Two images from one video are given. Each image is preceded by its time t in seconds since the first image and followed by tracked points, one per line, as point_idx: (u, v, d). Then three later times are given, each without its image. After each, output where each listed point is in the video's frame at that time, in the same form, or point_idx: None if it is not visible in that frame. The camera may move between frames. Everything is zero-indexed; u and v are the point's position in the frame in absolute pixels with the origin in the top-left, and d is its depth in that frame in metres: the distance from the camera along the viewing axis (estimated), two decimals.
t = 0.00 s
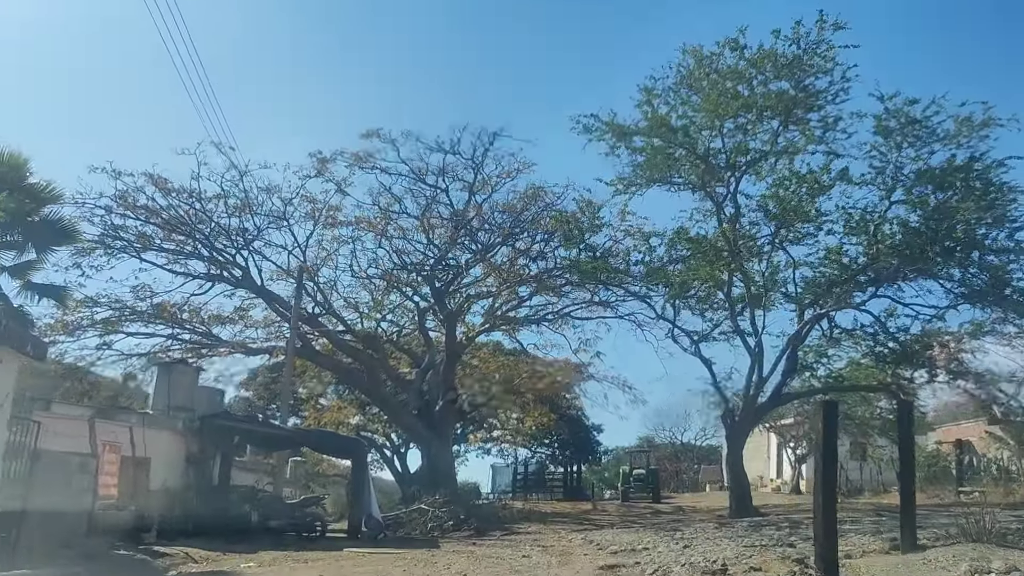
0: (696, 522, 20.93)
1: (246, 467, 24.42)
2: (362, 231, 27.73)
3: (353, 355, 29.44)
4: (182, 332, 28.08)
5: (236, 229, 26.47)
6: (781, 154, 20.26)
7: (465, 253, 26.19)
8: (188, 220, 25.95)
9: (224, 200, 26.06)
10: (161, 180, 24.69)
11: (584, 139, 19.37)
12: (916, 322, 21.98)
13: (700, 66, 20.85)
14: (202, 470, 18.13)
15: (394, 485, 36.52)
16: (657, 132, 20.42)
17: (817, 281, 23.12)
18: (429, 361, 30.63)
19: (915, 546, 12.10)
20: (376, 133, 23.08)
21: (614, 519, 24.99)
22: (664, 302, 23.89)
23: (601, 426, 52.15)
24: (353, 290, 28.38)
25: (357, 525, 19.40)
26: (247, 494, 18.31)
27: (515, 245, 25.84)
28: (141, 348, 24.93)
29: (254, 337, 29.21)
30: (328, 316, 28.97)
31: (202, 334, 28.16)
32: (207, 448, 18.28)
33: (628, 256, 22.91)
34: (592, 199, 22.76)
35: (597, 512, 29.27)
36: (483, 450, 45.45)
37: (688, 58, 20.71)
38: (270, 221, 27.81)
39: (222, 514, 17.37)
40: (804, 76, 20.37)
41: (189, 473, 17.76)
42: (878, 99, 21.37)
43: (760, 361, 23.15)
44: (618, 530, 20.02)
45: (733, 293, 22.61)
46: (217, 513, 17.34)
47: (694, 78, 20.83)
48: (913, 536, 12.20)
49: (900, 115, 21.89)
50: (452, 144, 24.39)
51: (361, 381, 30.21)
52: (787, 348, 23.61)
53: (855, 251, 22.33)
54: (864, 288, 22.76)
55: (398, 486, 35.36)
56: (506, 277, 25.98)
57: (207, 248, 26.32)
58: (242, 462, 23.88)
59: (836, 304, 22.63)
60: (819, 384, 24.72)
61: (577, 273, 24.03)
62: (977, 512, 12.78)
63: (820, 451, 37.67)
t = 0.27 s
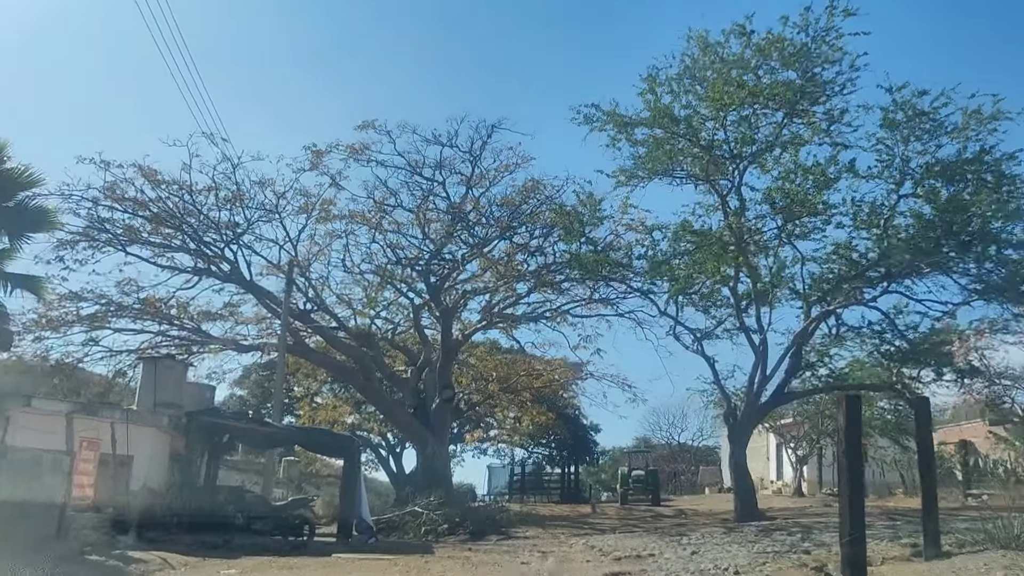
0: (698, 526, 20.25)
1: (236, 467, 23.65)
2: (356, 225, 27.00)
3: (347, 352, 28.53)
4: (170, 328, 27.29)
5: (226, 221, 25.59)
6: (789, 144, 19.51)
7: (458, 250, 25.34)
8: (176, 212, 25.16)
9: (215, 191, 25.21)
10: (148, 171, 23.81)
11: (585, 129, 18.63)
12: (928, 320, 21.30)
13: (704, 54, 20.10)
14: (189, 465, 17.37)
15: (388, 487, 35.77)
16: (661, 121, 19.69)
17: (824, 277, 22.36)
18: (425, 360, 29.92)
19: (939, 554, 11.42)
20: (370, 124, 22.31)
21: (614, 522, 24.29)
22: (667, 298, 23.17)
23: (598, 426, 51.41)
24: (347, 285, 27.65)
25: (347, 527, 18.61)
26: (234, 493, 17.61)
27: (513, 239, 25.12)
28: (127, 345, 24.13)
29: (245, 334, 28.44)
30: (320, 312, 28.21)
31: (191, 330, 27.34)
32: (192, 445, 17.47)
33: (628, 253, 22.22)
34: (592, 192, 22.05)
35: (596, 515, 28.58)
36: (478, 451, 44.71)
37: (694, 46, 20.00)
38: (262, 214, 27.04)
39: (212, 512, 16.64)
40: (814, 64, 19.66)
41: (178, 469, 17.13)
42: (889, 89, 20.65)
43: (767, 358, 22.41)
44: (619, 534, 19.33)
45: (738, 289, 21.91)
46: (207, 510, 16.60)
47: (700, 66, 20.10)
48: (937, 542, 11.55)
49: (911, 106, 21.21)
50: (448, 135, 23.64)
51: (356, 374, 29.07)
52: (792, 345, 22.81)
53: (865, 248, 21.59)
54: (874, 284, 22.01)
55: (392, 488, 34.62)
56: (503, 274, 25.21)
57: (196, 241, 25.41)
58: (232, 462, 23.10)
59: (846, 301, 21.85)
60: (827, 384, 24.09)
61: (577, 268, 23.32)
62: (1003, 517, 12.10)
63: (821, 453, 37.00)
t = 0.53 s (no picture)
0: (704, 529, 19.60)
1: (227, 466, 22.96)
2: (352, 218, 26.27)
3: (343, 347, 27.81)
4: (161, 322, 26.55)
5: (220, 213, 24.85)
6: (802, 134, 18.81)
7: (457, 244, 24.66)
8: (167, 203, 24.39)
9: (208, 182, 24.47)
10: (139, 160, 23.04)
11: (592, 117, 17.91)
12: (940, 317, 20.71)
13: (714, 41, 19.41)
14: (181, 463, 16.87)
15: (384, 486, 35.07)
16: (669, 110, 18.98)
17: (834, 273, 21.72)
18: (423, 356, 29.21)
19: (966, 560, 10.86)
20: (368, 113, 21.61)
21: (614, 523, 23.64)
22: (671, 293, 22.50)
23: (596, 426, 50.79)
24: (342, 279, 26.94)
25: (339, 531, 18.07)
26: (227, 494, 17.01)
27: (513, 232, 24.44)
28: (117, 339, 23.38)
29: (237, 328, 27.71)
30: (315, 307, 27.48)
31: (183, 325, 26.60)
32: (182, 442, 16.90)
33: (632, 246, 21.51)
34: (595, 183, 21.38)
35: (596, 516, 27.95)
36: (476, 450, 44.02)
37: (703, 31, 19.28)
38: (255, 206, 26.29)
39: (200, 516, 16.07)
40: (828, 51, 18.95)
41: (170, 468, 16.67)
42: (903, 79, 20.00)
43: (773, 355, 21.76)
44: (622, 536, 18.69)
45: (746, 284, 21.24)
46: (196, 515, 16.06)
47: (709, 53, 19.39)
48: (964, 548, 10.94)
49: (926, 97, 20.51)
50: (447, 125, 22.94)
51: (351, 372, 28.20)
52: (800, 342, 22.13)
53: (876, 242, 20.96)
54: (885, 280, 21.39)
55: (388, 487, 33.93)
56: (503, 268, 24.54)
57: (189, 231, 24.56)
58: (222, 460, 22.40)
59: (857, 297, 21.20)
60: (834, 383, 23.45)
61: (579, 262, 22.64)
62: None
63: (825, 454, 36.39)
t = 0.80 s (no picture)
0: (710, 531, 19.03)
1: (219, 463, 22.36)
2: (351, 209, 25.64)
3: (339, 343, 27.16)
4: (153, 315, 25.92)
5: (214, 204, 24.24)
6: (814, 124, 18.23)
7: (457, 237, 24.08)
8: (160, 194, 23.71)
9: (202, 172, 23.87)
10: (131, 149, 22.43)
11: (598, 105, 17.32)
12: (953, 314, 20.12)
13: (722, 28, 18.83)
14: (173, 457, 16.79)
15: (381, 485, 34.45)
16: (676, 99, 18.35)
17: (844, 268, 21.13)
18: (421, 352, 28.57)
19: (994, 563, 10.29)
20: (366, 101, 21.03)
21: (617, 524, 23.10)
22: (677, 289, 21.91)
23: (596, 425, 50.21)
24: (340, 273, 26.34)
25: (332, 533, 17.37)
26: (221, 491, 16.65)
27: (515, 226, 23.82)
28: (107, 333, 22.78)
29: (232, 322, 27.07)
30: (311, 300, 26.87)
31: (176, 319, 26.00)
32: (172, 438, 16.79)
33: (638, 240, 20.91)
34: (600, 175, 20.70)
35: (598, 516, 27.38)
36: (474, 449, 43.43)
37: (712, 18, 18.65)
38: (250, 197, 25.65)
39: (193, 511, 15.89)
40: (841, 38, 18.30)
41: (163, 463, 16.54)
42: (917, 68, 19.40)
43: (781, 353, 21.17)
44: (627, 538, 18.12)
45: (755, 278, 20.68)
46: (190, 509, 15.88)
47: (718, 40, 18.77)
48: (990, 554, 10.36)
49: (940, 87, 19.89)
50: (447, 115, 22.32)
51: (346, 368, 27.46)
52: (808, 338, 21.53)
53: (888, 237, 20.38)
54: (897, 276, 20.80)
55: (385, 485, 33.34)
56: (504, 262, 23.94)
57: (181, 221, 23.94)
58: (214, 457, 21.80)
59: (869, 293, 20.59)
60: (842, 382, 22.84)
61: (582, 256, 22.05)
62: None
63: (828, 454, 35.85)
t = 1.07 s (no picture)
0: (717, 530, 18.47)
1: (212, 457, 21.74)
2: (349, 199, 25.02)
3: (336, 336, 26.48)
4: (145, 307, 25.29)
5: (207, 193, 23.59)
6: (826, 111, 17.63)
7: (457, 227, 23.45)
8: (152, 182, 23.08)
9: (195, 160, 23.23)
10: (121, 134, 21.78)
11: (604, 89, 16.71)
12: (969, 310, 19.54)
13: (732, 11, 18.22)
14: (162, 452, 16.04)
15: (379, 482, 33.86)
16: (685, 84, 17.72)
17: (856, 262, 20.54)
18: (419, 346, 27.94)
19: None
20: (363, 86, 20.40)
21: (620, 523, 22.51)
22: (683, 282, 21.32)
23: (596, 423, 49.59)
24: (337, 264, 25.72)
25: (328, 531, 16.82)
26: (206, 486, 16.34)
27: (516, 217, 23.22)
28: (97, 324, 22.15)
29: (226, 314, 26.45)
30: (307, 293, 26.25)
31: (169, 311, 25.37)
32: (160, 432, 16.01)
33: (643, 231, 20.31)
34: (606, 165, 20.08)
35: (599, 515, 26.80)
36: (473, 446, 42.86)
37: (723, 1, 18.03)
38: (246, 186, 25.02)
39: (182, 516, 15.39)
40: (857, 22, 17.66)
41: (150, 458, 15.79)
42: (934, 55, 18.79)
43: (791, 348, 20.58)
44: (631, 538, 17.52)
45: (764, 271, 20.07)
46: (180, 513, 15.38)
47: (729, 23, 18.15)
48: None
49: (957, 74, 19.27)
50: (448, 102, 21.71)
51: (343, 362, 26.80)
52: (818, 333, 20.93)
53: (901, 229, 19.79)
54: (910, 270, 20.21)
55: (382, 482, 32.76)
56: (505, 254, 23.32)
57: (174, 210, 23.30)
58: (206, 452, 21.17)
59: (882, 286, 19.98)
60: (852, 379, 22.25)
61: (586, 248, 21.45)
62: None
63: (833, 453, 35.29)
